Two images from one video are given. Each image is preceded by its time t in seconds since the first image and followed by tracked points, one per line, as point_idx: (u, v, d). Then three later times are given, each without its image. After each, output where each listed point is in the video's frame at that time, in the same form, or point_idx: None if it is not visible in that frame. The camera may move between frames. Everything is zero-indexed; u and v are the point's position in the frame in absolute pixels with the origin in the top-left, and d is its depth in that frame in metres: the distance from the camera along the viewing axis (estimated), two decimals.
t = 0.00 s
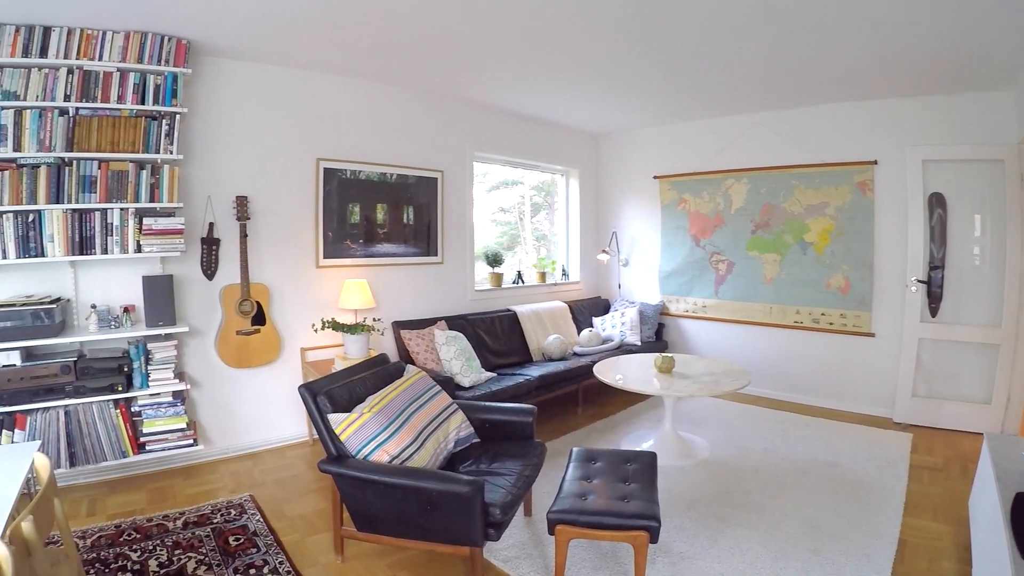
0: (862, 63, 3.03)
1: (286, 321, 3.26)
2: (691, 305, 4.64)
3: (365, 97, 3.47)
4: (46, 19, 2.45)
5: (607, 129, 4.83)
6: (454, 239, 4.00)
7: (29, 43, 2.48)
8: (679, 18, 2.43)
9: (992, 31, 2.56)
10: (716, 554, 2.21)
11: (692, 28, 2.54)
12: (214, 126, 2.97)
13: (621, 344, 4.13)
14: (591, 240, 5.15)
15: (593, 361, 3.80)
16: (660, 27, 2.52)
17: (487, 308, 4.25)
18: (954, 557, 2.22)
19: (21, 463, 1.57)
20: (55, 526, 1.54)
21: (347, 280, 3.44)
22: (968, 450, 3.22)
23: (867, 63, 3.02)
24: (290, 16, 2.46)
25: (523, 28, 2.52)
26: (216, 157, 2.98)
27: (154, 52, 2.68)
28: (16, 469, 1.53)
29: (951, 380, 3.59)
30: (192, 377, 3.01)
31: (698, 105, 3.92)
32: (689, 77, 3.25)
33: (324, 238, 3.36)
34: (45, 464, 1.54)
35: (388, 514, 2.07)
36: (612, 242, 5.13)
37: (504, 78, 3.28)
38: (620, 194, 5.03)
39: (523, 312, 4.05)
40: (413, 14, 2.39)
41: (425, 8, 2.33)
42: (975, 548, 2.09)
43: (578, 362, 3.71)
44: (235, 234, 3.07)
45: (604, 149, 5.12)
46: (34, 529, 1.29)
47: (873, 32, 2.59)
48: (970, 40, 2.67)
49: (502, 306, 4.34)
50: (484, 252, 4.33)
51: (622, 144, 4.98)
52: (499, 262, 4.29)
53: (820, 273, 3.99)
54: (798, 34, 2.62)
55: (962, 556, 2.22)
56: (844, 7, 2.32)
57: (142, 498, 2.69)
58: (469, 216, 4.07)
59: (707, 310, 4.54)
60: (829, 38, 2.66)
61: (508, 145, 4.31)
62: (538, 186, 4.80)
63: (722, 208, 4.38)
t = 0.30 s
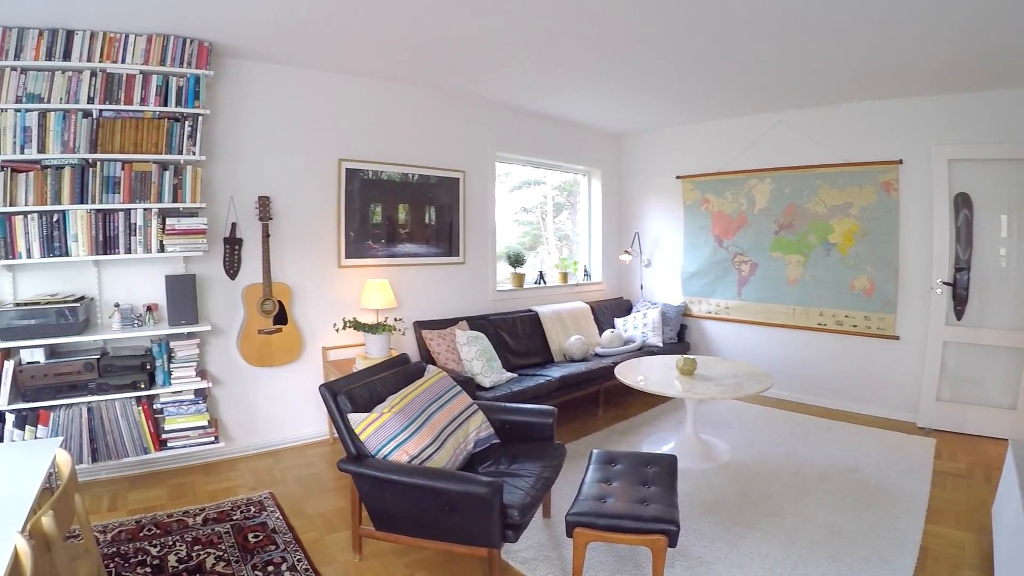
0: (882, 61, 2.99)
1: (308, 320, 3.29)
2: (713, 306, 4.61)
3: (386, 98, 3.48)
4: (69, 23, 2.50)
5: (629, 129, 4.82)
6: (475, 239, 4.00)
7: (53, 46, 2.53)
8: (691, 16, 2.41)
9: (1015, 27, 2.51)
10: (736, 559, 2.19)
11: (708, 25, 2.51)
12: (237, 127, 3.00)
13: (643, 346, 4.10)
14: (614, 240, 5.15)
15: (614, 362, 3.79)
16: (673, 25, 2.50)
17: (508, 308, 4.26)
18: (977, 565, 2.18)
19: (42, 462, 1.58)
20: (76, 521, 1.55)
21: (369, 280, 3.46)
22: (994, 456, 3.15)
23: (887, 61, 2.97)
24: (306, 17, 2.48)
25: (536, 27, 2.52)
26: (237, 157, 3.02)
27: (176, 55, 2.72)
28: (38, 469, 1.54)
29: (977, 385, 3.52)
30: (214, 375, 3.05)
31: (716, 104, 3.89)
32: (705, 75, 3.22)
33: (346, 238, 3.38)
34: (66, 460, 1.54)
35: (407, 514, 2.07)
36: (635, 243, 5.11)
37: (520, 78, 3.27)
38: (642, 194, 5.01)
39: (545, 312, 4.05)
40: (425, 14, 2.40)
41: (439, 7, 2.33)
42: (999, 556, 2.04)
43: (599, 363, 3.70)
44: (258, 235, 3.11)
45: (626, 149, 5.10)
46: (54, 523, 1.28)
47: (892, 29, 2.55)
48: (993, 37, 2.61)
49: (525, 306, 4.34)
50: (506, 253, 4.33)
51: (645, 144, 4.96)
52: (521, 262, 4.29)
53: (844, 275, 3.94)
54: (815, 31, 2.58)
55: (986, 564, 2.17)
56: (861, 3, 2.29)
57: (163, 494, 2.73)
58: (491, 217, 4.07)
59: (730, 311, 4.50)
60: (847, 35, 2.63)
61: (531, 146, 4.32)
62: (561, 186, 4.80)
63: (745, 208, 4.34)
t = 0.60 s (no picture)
0: (902, 59, 2.94)
1: (329, 319, 3.31)
2: (735, 307, 4.57)
3: (406, 98, 3.50)
4: (92, 26, 2.55)
5: (651, 128, 4.79)
6: (497, 239, 4.00)
7: (76, 49, 2.58)
8: (703, 14, 2.39)
9: None
10: (755, 563, 2.16)
11: (724, 23, 2.49)
12: (258, 128, 3.04)
13: (664, 347, 4.08)
14: (636, 240, 5.13)
15: (635, 363, 3.77)
16: (686, 23, 2.48)
17: (530, 308, 4.26)
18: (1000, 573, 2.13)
19: (63, 457, 1.62)
20: (95, 517, 1.59)
21: (391, 279, 3.48)
22: (1021, 462, 3.08)
23: (907, 59, 2.93)
24: (321, 17, 2.49)
25: (549, 26, 2.51)
26: (259, 157, 3.05)
27: (197, 57, 2.76)
28: (60, 463, 1.57)
29: (1004, 390, 3.44)
30: (236, 372, 3.08)
31: (735, 103, 3.86)
32: (722, 74, 3.20)
33: (367, 238, 3.40)
34: (87, 456, 1.58)
35: (425, 513, 2.08)
36: (657, 243, 5.08)
37: (537, 77, 3.26)
38: (664, 194, 4.98)
39: (566, 312, 4.04)
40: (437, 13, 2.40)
41: (453, 6, 2.33)
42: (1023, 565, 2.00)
43: (620, 364, 3.68)
44: (279, 234, 3.13)
45: (648, 148, 5.07)
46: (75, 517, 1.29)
47: (910, 26, 2.52)
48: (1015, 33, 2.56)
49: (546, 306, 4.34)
50: (528, 253, 4.34)
51: (667, 143, 4.93)
52: (542, 262, 4.29)
53: (868, 276, 3.88)
54: (831, 29, 2.55)
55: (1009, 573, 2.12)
56: None
57: (183, 490, 2.76)
58: (513, 216, 4.07)
59: (752, 312, 4.46)
60: (865, 32, 2.59)
61: (553, 145, 4.32)
62: (582, 186, 4.79)
63: (767, 208, 4.29)
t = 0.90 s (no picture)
0: (922, 57, 2.90)
1: (350, 318, 3.33)
2: (757, 308, 4.52)
3: (426, 98, 3.51)
4: (114, 29, 2.60)
5: (673, 127, 4.76)
6: (518, 239, 4.00)
7: (98, 52, 2.63)
8: (718, 12, 2.37)
9: None
10: (773, 567, 2.14)
11: (739, 22, 2.47)
12: (279, 129, 3.07)
13: (685, 348, 4.05)
14: (658, 241, 5.10)
15: (656, 364, 3.75)
16: (701, 21, 2.47)
17: (551, 308, 4.26)
18: None
19: (85, 453, 1.65)
20: (116, 512, 1.59)
21: (412, 278, 3.50)
22: None
23: (928, 56, 2.88)
24: (337, 18, 2.51)
25: (563, 26, 2.51)
26: (281, 158, 3.08)
27: (219, 59, 2.79)
28: (80, 459, 1.59)
29: None
30: (257, 370, 3.12)
31: (754, 102, 3.82)
32: (740, 72, 3.17)
33: (389, 238, 3.42)
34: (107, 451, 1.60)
35: (442, 512, 2.08)
36: (678, 243, 5.05)
37: (553, 76, 3.26)
38: (686, 194, 4.95)
39: (587, 312, 4.03)
40: (451, 13, 2.41)
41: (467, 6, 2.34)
42: None
43: (640, 365, 3.66)
44: (301, 234, 3.16)
45: (670, 148, 5.04)
46: (94, 512, 1.33)
47: (929, 24, 2.48)
48: None
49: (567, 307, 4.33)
50: (549, 253, 4.34)
51: (689, 143, 4.90)
52: (564, 262, 4.29)
53: (891, 277, 3.82)
54: (849, 27, 2.52)
55: None
56: None
57: (203, 486, 2.80)
58: (534, 216, 4.07)
59: (774, 313, 4.42)
60: (884, 30, 2.56)
61: (575, 144, 4.32)
62: (604, 186, 4.78)
63: (790, 208, 4.25)
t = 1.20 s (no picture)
0: (944, 54, 2.85)
1: (371, 317, 3.36)
2: (780, 309, 4.48)
3: (447, 98, 3.52)
4: (137, 32, 2.64)
5: (694, 127, 4.73)
6: (539, 238, 4.00)
7: (121, 54, 2.68)
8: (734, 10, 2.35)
9: None
10: (793, 572, 2.11)
11: (755, 20, 2.45)
12: (300, 129, 3.10)
13: (707, 349, 4.02)
14: (679, 241, 5.07)
15: (678, 365, 3.73)
16: (716, 19, 2.45)
17: (573, 309, 4.25)
18: None
19: (106, 450, 1.66)
20: (137, 506, 1.60)
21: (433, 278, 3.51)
22: None
23: (951, 53, 2.83)
24: (353, 19, 2.53)
25: (577, 24, 2.50)
26: (302, 157, 3.11)
27: (240, 60, 2.83)
28: (102, 455, 1.61)
29: None
30: (278, 368, 3.15)
31: (773, 100, 3.78)
32: (758, 71, 3.14)
33: (410, 237, 3.44)
34: (127, 447, 1.61)
35: (461, 512, 2.08)
36: (700, 244, 5.01)
37: (570, 75, 3.25)
38: (708, 193, 4.91)
39: (608, 313, 4.03)
40: (465, 12, 2.41)
41: (482, 6, 2.34)
42: None
43: (660, 366, 3.64)
44: (322, 233, 3.19)
45: (692, 147, 5.01)
46: (114, 508, 1.33)
47: (951, 20, 2.43)
48: None
49: (588, 307, 4.32)
50: (570, 253, 4.33)
51: (711, 142, 4.86)
52: (585, 262, 4.28)
53: (916, 278, 3.75)
54: (867, 24, 2.49)
55: None
56: None
57: (223, 483, 2.83)
58: (555, 216, 4.06)
59: (796, 315, 4.37)
60: (904, 27, 2.52)
61: (597, 144, 4.31)
62: (626, 186, 4.77)
63: (813, 208, 4.19)
